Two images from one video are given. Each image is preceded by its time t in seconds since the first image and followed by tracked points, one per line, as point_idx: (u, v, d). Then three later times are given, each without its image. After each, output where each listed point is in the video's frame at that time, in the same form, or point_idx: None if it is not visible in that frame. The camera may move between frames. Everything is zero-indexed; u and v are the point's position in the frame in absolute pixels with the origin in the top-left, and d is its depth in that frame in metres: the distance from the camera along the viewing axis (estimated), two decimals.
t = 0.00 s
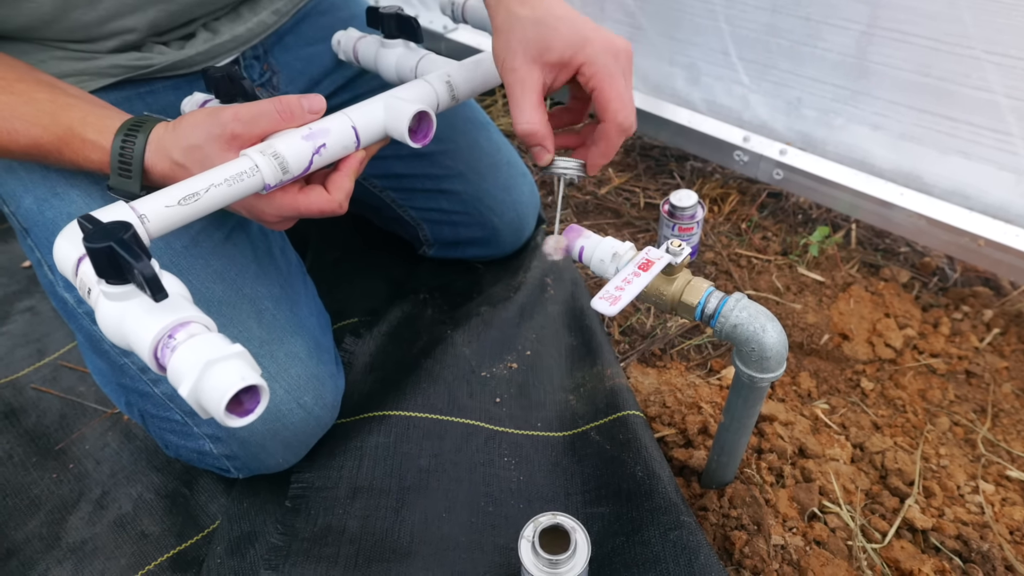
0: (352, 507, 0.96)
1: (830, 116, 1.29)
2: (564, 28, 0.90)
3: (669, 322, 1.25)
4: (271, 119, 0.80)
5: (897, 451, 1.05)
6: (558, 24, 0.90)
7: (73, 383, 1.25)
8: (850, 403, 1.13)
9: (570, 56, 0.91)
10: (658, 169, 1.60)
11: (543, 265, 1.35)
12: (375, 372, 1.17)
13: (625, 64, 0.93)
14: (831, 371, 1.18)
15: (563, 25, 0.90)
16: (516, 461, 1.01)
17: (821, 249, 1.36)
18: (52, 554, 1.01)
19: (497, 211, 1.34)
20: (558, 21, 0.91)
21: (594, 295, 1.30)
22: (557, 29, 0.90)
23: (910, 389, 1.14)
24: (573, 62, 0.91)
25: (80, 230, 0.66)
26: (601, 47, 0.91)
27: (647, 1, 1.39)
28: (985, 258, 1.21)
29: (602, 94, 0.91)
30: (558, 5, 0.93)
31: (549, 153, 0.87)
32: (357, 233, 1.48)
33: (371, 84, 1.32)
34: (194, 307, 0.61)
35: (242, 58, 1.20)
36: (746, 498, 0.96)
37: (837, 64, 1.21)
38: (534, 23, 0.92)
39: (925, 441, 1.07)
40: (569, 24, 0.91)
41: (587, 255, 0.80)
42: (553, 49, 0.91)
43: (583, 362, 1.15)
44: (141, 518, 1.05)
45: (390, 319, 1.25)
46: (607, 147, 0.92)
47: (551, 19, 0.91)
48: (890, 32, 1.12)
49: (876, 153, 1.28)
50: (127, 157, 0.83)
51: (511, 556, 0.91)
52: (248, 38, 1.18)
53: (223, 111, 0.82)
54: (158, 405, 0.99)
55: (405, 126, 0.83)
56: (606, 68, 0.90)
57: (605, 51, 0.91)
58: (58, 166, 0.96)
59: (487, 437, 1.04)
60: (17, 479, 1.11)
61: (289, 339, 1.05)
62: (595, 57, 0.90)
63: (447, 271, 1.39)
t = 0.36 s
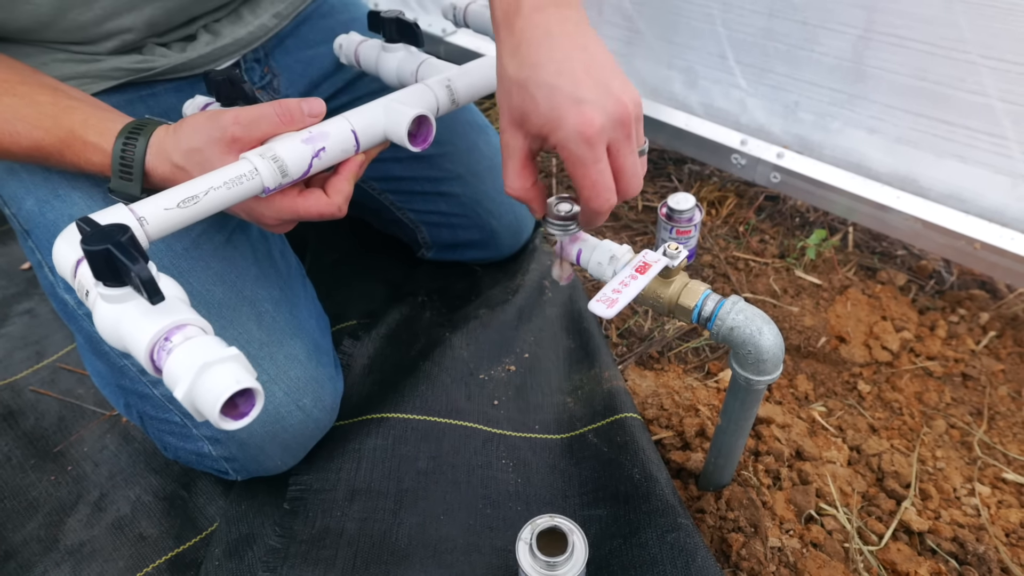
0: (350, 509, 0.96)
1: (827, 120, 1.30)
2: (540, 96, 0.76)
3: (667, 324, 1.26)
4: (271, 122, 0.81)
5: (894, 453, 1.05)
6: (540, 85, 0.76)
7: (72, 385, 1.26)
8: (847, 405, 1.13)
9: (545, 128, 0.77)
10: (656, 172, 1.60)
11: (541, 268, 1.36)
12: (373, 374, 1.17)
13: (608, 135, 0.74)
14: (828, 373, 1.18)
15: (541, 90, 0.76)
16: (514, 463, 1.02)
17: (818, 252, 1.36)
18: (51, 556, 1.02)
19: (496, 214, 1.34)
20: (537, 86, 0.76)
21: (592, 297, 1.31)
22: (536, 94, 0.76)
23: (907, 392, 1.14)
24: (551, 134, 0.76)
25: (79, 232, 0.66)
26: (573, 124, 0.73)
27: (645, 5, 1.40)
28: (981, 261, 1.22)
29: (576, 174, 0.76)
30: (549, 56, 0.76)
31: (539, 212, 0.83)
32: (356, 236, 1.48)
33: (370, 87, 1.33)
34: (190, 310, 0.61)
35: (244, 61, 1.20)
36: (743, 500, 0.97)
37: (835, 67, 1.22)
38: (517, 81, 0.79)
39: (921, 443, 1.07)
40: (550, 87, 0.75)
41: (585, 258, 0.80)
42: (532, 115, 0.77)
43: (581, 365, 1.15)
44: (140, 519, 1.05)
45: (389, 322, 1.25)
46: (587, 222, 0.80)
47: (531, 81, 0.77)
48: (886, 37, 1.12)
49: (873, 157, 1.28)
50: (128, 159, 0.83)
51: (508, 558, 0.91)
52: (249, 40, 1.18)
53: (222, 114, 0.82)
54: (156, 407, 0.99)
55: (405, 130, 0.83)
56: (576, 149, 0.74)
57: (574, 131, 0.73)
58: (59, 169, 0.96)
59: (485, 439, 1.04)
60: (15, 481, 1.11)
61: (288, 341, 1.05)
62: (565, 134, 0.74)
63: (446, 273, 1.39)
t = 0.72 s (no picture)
0: (350, 509, 0.96)
1: (826, 122, 1.30)
2: (580, 42, 0.80)
3: (667, 325, 1.26)
4: (275, 124, 0.81)
5: (893, 454, 1.05)
6: (579, 32, 0.80)
7: (73, 386, 1.26)
8: (847, 407, 1.13)
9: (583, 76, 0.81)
10: (656, 173, 1.61)
11: (542, 269, 1.36)
12: (373, 375, 1.17)
13: (649, 85, 0.79)
14: (827, 374, 1.18)
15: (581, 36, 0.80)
16: (515, 463, 1.02)
17: (818, 253, 1.37)
18: (52, 556, 1.02)
19: (496, 215, 1.34)
20: (576, 33, 0.81)
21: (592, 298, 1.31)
22: (575, 42, 0.81)
23: (906, 393, 1.14)
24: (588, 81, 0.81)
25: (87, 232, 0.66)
26: (616, 71, 0.78)
27: (645, 7, 1.41)
28: (980, 262, 1.22)
29: (614, 124, 0.80)
30: (586, 7, 0.81)
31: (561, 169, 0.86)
32: (357, 237, 1.48)
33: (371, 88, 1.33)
34: (201, 309, 0.61)
35: (246, 62, 1.21)
36: (743, 501, 0.97)
37: (834, 69, 1.22)
38: (553, 30, 0.83)
39: (921, 444, 1.07)
40: (591, 35, 0.80)
41: (585, 259, 0.81)
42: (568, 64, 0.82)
43: (581, 366, 1.15)
44: (141, 520, 1.06)
45: (389, 322, 1.26)
46: (616, 178, 0.83)
47: (568, 28, 0.81)
48: (885, 39, 1.13)
49: (872, 158, 1.29)
50: (133, 159, 0.83)
51: (509, 558, 0.91)
52: (251, 42, 1.19)
53: (227, 115, 0.83)
54: (158, 407, 0.99)
55: (407, 132, 0.83)
56: (617, 95, 0.78)
57: (620, 75, 0.78)
58: (62, 169, 0.96)
59: (485, 440, 1.04)
60: (16, 481, 1.12)
61: (289, 341, 1.05)
62: (608, 78, 0.78)
63: (446, 274, 1.39)
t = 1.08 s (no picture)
0: (350, 509, 0.97)
1: (825, 122, 1.31)
2: (624, 26, 0.85)
3: (666, 326, 1.26)
4: (282, 125, 0.82)
5: (892, 454, 1.06)
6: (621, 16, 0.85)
7: (73, 386, 1.26)
8: (846, 407, 1.13)
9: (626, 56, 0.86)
10: (655, 173, 1.61)
11: (541, 270, 1.36)
12: (373, 375, 1.17)
13: (686, 64, 0.86)
14: (826, 375, 1.19)
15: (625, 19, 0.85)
16: (514, 464, 1.02)
17: (817, 254, 1.37)
18: (52, 556, 1.02)
19: (496, 215, 1.34)
20: (618, 17, 0.85)
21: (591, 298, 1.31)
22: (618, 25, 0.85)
23: (905, 393, 1.14)
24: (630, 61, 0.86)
25: (97, 229, 0.66)
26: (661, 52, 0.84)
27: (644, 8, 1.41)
28: (979, 263, 1.22)
29: (655, 102, 0.86)
30: None
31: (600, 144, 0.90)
32: (357, 237, 1.49)
33: (372, 88, 1.33)
34: (212, 303, 0.61)
35: (247, 62, 1.21)
36: (742, 501, 0.97)
37: (833, 70, 1.22)
38: (595, 14, 0.87)
39: (919, 444, 1.08)
40: (634, 18, 0.85)
41: (584, 259, 0.81)
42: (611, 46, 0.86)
43: (581, 366, 1.15)
44: (141, 520, 1.06)
45: (389, 323, 1.26)
46: (653, 152, 0.90)
47: (611, 11, 0.85)
48: (884, 40, 1.13)
49: (872, 159, 1.29)
50: (137, 159, 0.84)
51: (508, 559, 0.91)
52: (252, 42, 1.19)
53: (233, 115, 0.83)
54: (159, 406, 0.99)
55: (412, 135, 0.84)
56: (662, 74, 0.85)
57: (665, 56, 0.84)
58: (64, 168, 0.96)
59: (485, 440, 1.05)
60: (17, 481, 1.12)
61: (290, 340, 1.05)
62: (653, 58, 0.84)
63: (446, 275, 1.39)
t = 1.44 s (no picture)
0: (346, 506, 0.96)
1: (823, 119, 1.30)
2: (653, 54, 0.93)
3: (663, 322, 1.26)
4: (282, 123, 0.81)
5: (889, 450, 1.06)
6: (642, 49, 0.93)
7: (68, 383, 1.25)
8: (843, 403, 1.13)
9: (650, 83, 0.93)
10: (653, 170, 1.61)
11: (538, 266, 1.36)
12: (369, 372, 1.17)
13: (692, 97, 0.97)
14: (823, 371, 1.19)
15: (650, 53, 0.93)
16: (511, 460, 1.02)
17: (814, 250, 1.37)
18: (47, 554, 1.01)
19: (492, 212, 1.34)
20: (648, 46, 0.93)
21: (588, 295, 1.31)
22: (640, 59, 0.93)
23: (901, 390, 1.15)
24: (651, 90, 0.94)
25: (98, 225, 0.66)
26: (681, 84, 0.94)
27: (642, 4, 1.40)
28: (976, 259, 1.22)
29: (666, 130, 0.95)
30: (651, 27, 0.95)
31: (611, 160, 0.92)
32: (353, 234, 1.48)
33: (369, 84, 1.33)
34: (216, 300, 0.61)
35: (243, 57, 1.21)
36: (738, 497, 0.97)
37: (831, 66, 1.22)
38: (624, 40, 0.94)
39: (916, 440, 1.08)
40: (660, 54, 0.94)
41: (581, 256, 0.80)
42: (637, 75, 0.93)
43: (577, 363, 1.15)
44: (136, 517, 1.05)
45: (386, 320, 1.25)
46: (655, 172, 0.98)
47: (641, 41, 0.94)
48: (882, 36, 1.13)
49: (869, 156, 1.29)
50: (135, 155, 0.84)
51: (505, 556, 0.91)
52: (248, 37, 1.18)
53: (233, 112, 0.82)
54: (155, 402, 0.99)
55: (412, 135, 0.83)
56: (680, 102, 0.95)
57: (685, 90, 0.95)
58: (59, 163, 0.96)
59: (481, 437, 1.04)
60: (11, 478, 1.11)
61: (286, 337, 1.05)
62: (677, 89, 0.94)
63: (443, 272, 1.39)
